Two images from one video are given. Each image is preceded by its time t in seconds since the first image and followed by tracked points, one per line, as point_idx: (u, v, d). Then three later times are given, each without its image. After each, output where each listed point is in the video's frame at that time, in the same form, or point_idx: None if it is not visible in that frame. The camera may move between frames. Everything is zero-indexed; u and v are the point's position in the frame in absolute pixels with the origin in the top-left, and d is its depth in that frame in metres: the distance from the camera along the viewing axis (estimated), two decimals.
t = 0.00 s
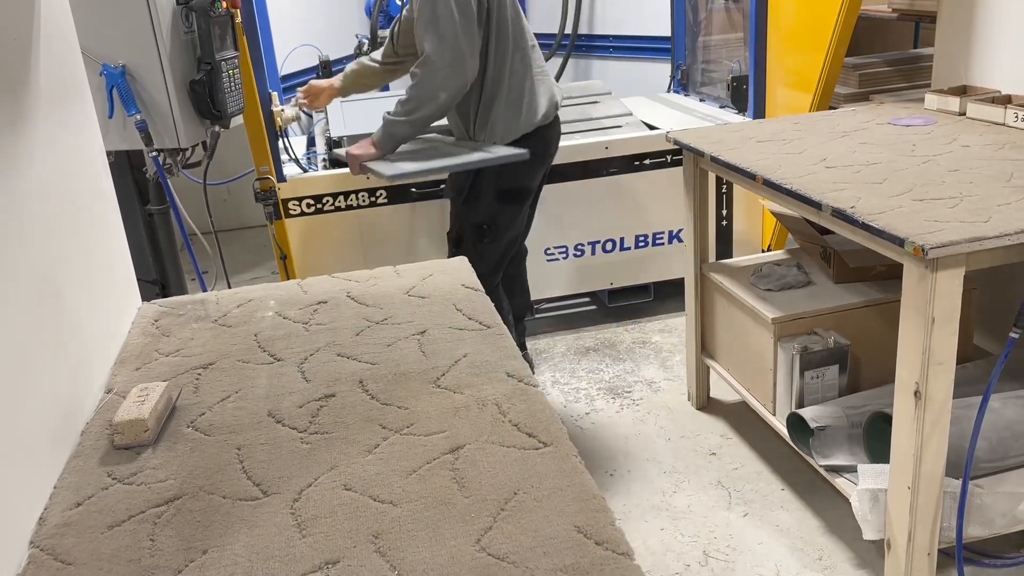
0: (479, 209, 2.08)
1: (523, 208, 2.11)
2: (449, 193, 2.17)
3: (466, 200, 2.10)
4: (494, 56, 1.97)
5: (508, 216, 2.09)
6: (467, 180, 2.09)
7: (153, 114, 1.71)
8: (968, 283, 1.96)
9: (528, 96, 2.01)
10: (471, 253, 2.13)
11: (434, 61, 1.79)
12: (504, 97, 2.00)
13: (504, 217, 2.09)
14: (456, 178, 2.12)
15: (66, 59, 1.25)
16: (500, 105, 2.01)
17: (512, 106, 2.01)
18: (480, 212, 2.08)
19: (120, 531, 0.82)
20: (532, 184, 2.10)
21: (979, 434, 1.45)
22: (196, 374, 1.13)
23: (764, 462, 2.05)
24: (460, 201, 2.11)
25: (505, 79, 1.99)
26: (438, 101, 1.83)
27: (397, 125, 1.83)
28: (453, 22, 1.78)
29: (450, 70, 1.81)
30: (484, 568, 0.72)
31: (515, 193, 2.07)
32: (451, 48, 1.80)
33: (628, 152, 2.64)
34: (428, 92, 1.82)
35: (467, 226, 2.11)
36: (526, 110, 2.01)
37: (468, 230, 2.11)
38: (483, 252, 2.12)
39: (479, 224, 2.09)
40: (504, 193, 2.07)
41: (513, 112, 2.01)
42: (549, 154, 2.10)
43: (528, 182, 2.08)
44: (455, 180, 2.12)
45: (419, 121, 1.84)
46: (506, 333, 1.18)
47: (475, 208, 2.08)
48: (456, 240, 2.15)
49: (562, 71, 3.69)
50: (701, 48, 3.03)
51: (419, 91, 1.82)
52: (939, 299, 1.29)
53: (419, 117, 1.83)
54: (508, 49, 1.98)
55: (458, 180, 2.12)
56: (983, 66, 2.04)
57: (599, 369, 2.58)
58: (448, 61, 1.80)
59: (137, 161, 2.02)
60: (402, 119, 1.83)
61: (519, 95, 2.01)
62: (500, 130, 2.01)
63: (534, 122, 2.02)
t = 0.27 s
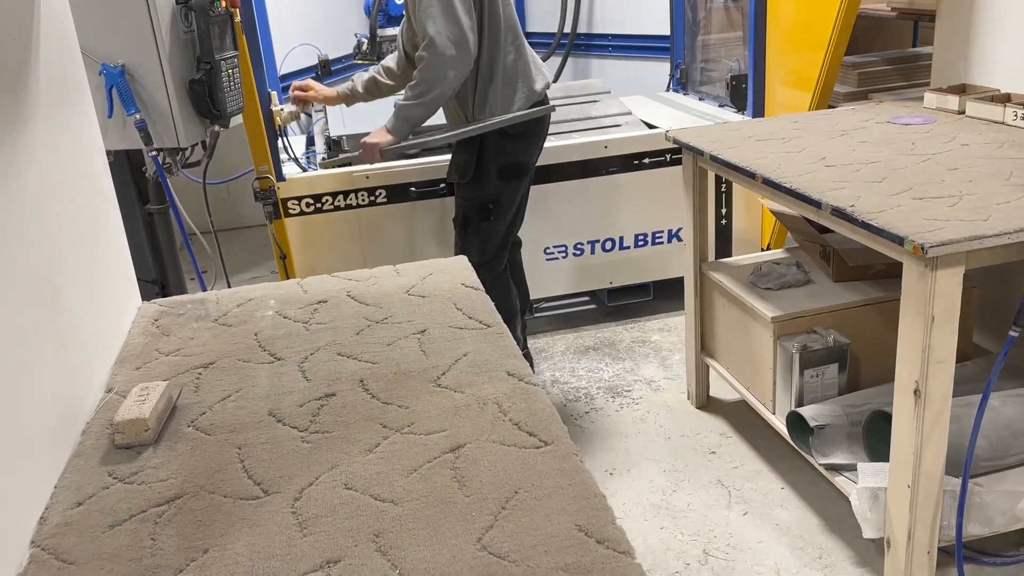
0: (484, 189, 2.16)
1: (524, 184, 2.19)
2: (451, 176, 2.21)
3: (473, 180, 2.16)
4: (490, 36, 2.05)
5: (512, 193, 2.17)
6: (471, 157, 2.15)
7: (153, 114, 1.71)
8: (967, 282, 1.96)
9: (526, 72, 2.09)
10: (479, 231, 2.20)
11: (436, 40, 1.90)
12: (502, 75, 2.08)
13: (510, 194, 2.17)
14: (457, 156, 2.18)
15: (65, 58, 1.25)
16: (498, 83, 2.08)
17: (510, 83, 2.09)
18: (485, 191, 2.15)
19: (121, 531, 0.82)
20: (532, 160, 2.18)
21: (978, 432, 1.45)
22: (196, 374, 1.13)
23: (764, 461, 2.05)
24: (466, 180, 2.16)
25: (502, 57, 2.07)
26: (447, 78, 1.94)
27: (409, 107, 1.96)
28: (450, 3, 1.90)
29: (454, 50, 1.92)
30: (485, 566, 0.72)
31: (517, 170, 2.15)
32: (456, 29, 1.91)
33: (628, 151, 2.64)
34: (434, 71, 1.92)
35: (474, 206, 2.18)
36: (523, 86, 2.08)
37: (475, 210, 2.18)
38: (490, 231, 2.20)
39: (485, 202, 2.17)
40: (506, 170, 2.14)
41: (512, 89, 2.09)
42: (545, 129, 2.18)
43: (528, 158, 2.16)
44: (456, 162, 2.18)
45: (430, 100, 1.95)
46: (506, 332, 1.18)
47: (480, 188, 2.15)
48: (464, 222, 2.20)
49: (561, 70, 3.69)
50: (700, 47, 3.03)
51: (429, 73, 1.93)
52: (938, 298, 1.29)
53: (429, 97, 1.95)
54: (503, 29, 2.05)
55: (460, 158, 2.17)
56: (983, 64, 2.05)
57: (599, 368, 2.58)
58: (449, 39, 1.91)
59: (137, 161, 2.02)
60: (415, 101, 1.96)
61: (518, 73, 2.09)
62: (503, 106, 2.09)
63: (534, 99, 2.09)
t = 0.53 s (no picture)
0: (482, 181, 2.16)
1: (522, 174, 2.19)
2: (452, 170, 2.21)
3: (472, 173, 2.16)
4: (484, 30, 2.06)
5: (511, 184, 2.17)
6: (469, 149, 2.15)
7: (153, 114, 1.71)
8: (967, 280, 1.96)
9: (519, 66, 2.08)
10: (481, 224, 2.20)
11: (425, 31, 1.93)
12: (496, 69, 2.09)
13: (510, 185, 2.17)
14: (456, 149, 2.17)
15: (65, 57, 1.25)
16: (491, 77, 2.09)
17: (503, 77, 2.08)
18: (484, 183, 2.15)
19: (123, 530, 0.82)
20: (529, 150, 2.17)
21: (978, 430, 1.46)
22: (197, 373, 1.13)
23: (764, 459, 2.05)
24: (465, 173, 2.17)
25: (496, 51, 2.07)
26: (435, 70, 1.96)
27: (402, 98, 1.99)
28: None
29: (443, 42, 1.94)
30: (488, 565, 0.72)
31: (515, 161, 2.14)
32: (444, 20, 1.94)
33: (627, 150, 2.64)
34: (424, 62, 1.95)
35: (475, 199, 2.17)
36: (516, 79, 2.08)
37: (476, 203, 2.18)
38: (493, 223, 2.20)
39: (486, 194, 2.16)
40: (504, 162, 2.14)
41: (504, 83, 2.09)
42: (540, 119, 2.17)
43: (525, 149, 2.16)
44: (455, 154, 2.17)
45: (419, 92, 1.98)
46: (507, 331, 1.18)
47: (479, 180, 2.15)
48: (466, 214, 2.20)
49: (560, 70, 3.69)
50: (699, 46, 3.03)
51: (418, 64, 1.95)
52: (939, 296, 1.30)
53: (419, 88, 1.98)
54: (498, 23, 2.06)
55: (459, 150, 2.17)
56: (982, 63, 2.05)
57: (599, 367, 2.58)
58: (438, 31, 1.93)
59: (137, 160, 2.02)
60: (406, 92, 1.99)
61: (511, 67, 2.08)
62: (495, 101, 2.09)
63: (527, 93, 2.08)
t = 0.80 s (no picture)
0: (476, 178, 2.16)
1: (517, 172, 2.18)
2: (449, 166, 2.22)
3: (466, 169, 2.17)
4: (480, 25, 2.06)
5: (505, 182, 2.16)
6: (463, 144, 2.15)
7: (152, 113, 1.71)
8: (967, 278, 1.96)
9: (514, 61, 2.07)
10: (473, 219, 2.20)
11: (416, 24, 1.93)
12: (491, 64, 2.08)
13: (504, 182, 2.16)
14: (452, 146, 2.18)
15: (64, 56, 1.25)
16: (486, 72, 2.09)
17: (498, 72, 2.08)
18: (477, 179, 2.16)
19: (123, 530, 0.82)
20: (525, 148, 2.16)
21: (978, 428, 1.46)
22: (197, 373, 1.13)
23: (764, 457, 2.05)
24: (460, 169, 2.18)
25: (491, 45, 2.07)
26: (428, 62, 1.96)
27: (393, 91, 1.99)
28: None
29: (435, 35, 1.94)
30: (488, 564, 0.72)
31: (510, 159, 2.13)
32: (438, 14, 1.94)
33: (627, 148, 2.64)
34: (415, 55, 1.95)
35: (468, 194, 2.18)
36: (510, 74, 2.07)
37: (469, 198, 2.18)
38: (485, 220, 2.20)
39: (479, 190, 2.16)
40: (498, 159, 2.13)
41: (498, 78, 2.08)
42: (537, 117, 2.16)
43: (521, 147, 2.15)
44: (451, 150, 2.18)
45: (411, 84, 1.98)
46: (507, 330, 1.18)
47: (473, 176, 2.16)
48: (460, 210, 2.20)
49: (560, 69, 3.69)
50: (699, 44, 3.03)
51: (410, 57, 1.95)
52: (939, 294, 1.29)
53: (410, 80, 1.97)
54: (494, 18, 2.06)
55: (455, 145, 2.17)
56: (982, 60, 2.05)
57: (598, 365, 2.58)
58: (430, 24, 1.93)
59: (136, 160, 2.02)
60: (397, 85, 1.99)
61: (507, 62, 2.07)
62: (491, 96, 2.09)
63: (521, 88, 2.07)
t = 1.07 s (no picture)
0: (482, 177, 2.16)
1: (522, 170, 2.18)
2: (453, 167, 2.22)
3: (470, 169, 2.17)
4: (481, 26, 2.06)
5: (511, 180, 2.16)
6: (467, 144, 2.15)
7: (151, 113, 1.70)
8: (967, 276, 1.96)
9: (516, 61, 2.07)
10: (481, 219, 2.20)
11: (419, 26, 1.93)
12: (493, 65, 2.08)
13: (510, 181, 2.16)
14: (455, 146, 2.18)
15: (63, 56, 1.24)
16: (489, 73, 2.08)
17: (501, 72, 2.07)
18: (483, 178, 2.16)
19: (123, 531, 0.82)
20: (529, 145, 2.16)
21: (979, 427, 1.45)
22: (197, 373, 1.13)
23: (765, 456, 2.05)
24: (464, 169, 2.18)
25: (493, 45, 2.07)
26: (432, 64, 1.95)
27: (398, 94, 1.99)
28: None
29: (438, 36, 1.93)
30: (489, 565, 0.72)
31: (514, 157, 2.14)
32: (441, 16, 1.94)
33: (627, 147, 2.64)
34: (419, 57, 1.94)
35: (475, 194, 2.18)
36: (513, 74, 2.07)
37: (476, 198, 2.18)
38: (492, 219, 2.20)
39: (485, 189, 2.17)
40: (502, 157, 2.13)
41: (501, 79, 2.08)
42: (539, 115, 2.17)
43: (524, 144, 2.15)
44: (455, 151, 2.18)
45: (415, 86, 1.97)
46: (507, 329, 1.18)
47: (478, 175, 2.16)
48: (466, 210, 2.20)
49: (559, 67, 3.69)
50: (698, 42, 3.03)
51: (414, 59, 1.95)
52: (939, 293, 1.29)
53: (414, 82, 1.97)
54: (496, 18, 2.05)
55: (458, 146, 2.17)
56: (982, 58, 2.04)
57: (598, 364, 2.58)
58: (432, 26, 1.93)
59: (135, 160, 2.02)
60: (401, 87, 1.98)
61: (509, 63, 2.07)
62: (494, 97, 2.08)
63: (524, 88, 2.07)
